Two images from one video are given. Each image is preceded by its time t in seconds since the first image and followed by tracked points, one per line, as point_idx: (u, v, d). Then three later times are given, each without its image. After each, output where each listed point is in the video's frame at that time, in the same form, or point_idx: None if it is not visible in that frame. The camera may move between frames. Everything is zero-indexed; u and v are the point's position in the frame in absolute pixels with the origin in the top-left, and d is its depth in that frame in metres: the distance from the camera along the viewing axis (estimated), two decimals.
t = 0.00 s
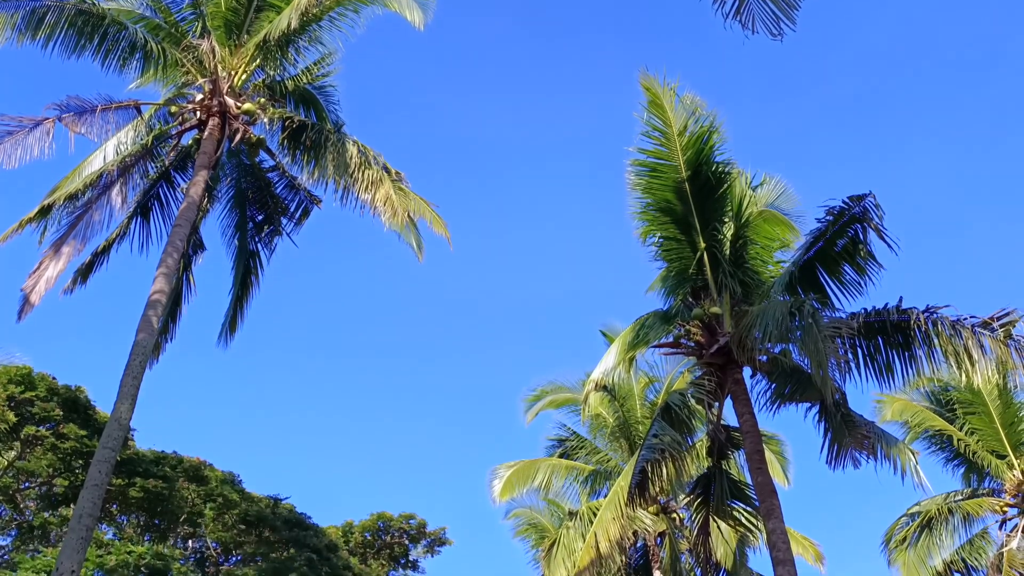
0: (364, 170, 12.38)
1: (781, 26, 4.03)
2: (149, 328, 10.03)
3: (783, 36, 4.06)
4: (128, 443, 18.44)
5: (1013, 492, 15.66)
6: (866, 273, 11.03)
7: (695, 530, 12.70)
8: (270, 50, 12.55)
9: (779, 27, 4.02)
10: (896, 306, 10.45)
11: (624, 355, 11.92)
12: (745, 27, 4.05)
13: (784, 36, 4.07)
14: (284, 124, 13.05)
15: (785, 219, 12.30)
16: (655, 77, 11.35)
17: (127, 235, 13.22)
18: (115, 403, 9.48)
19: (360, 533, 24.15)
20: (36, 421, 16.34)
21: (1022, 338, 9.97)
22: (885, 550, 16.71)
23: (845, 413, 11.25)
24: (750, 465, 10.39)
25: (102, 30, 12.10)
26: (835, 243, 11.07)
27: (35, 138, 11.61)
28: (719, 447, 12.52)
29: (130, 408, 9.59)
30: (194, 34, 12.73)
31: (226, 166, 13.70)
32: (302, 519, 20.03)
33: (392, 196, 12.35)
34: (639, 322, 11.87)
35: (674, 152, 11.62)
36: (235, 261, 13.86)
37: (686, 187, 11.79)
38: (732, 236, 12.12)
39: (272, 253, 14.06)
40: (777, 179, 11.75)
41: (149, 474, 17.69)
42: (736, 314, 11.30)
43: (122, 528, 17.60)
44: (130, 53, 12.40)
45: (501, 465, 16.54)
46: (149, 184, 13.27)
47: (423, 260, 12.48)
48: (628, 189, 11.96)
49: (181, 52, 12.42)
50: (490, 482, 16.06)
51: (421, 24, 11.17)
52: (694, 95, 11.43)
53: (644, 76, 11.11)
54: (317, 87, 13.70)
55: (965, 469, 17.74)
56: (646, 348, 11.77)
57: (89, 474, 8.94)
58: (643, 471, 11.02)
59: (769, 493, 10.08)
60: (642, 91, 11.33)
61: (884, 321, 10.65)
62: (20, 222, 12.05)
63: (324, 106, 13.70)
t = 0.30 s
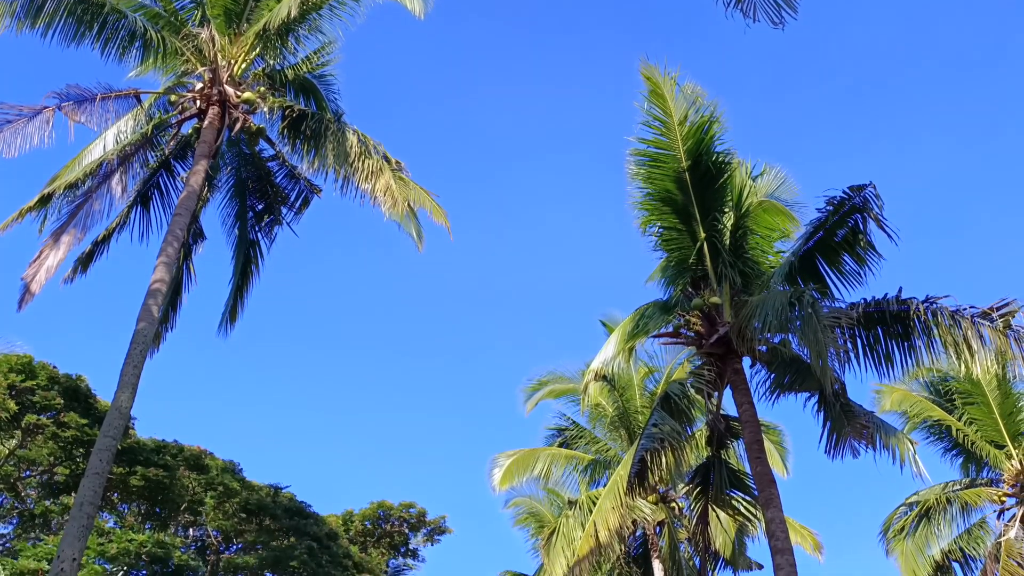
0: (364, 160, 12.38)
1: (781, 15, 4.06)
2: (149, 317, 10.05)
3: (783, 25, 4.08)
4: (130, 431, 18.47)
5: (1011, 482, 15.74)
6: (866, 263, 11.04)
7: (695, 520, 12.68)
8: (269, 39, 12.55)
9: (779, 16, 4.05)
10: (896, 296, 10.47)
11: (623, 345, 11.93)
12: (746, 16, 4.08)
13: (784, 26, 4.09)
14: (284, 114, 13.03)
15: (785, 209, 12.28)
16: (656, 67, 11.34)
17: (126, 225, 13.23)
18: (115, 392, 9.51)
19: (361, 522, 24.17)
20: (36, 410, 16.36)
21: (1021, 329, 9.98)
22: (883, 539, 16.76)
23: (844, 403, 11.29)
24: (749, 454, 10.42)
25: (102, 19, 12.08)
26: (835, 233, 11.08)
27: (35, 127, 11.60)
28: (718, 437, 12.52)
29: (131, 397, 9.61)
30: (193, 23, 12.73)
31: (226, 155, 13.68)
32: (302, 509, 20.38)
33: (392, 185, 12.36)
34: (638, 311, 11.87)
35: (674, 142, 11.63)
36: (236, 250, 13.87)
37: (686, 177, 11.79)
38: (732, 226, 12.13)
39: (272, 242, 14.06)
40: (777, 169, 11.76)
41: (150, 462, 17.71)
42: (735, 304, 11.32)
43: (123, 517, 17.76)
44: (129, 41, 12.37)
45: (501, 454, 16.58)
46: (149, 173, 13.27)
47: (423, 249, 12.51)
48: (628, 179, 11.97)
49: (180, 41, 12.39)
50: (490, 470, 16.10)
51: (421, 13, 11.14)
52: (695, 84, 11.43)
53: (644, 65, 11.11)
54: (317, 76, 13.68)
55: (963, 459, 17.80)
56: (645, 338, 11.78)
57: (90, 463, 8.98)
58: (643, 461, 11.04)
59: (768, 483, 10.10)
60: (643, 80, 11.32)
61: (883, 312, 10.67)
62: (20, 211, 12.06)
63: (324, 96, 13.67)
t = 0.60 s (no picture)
0: (364, 149, 12.36)
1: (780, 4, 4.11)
2: (149, 306, 10.05)
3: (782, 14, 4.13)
4: (130, 420, 18.49)
5: (1010, 472, 15.82)
6: (866, 253, 11.04)
7: (694, 509, 12.77)
8: (268, 27, 12.55)
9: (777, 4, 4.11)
10: (896, 286, 10.47)
11: (623, 335, 11.93)
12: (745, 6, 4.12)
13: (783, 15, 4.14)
14: (283, 102, 13.00)
15: (785, 198, 12.26)
16: (656, 55, 11.31)
17: (126, 214, 13.22)
18: (115, 380, 9.51)
19: (360, 511, 24.24)
20: (36, 399, 16.35)
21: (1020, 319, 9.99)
22: (881, 528, 16.82)
23: (844, 392, 11.32)
24: (748, 444, 10.43)
25: (101, 6, 12.02)
26: (835, 222, 11.07)
27: (34, 115, 11.57)
28: (717, 426, 12.55)
29: (131, 386, 9.63)
30: (193, 11, 12.71)
31: (225, 144, 13.64)
32: (302, 496, 20.41)
33: (392, 174, 12.35)
34: (638, 301, 11.86)
35: (674, 131, 11.62)
36: (236, 239, 13.87)
37: (686, 166, 11.78)
38: (732, 215, 12.11)
39: (271, 232, 14.06)
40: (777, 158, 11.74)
41: (150, 451, 17.73)
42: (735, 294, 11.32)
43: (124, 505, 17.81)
44: (128, 29, 12.32)
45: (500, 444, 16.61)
46: (148, 161, 13.24)
47: (422, 239, 12.51)
48: (628, 168, 11.95)
49: (179, 29, 12.35)
50: (489, 460, 16.14)
51: (420, 2, 11.07)
52: (695, 73, 11.40)
53: (644, 53, 11.08)
54: (317, 65, 13.65)
55: (962, 449, 17.82)
56: (645, 328, 11.78)
57: (91, 451, 9.00)
58: (642, 450, 11.05)
59: (767, 472, 10.12)
60: (643, 69, 11.30)
61: (882, 301, 10.67)
62: (19, 199, 12.05)
63: (324, 84, 13.62)
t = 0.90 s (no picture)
0: (364, 137, 12.34)
1: None
2: (149, 294, 10.06)
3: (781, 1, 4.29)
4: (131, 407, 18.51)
5: (1008, 461, 15.82)
6: (865, 242, 11.03)
7: (693, 497, 12.86)
8: (267, 14, 12.57)
9: None
10: (895, 275, 10.46)
11: (623, 323, 11.93)
12: None
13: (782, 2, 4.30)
14: (283, 90, 12.96)
15: (786, 187, 12.26)
16: (657, 43, 11.28)
17: (126, 201, 13.20)
18: (115, 367, 9.53)
19: (360, 498, 24.31)
20: (37, 386, 16.35)
21: (1020, 308, 10.00)
22: (879, 517, 16.90)
23: (842, 381, 11.34)
24: (747, 432, 10.44)
25: None
26: (835, 211, 11.06)
27: (33, 102, 11.54)
28: (716, 415, 12.53)
29: (131, 373, 9.65)
30: None
31: (224, 132, 13.62)
32: (302, 484, 20.42)
33: (392, 162, 12.33)
34: (638, 290, 11.85)
35: (675, 119, 11.60)
36: (235, 227, 13.82)
37: (687, 155, 11.76)
38: (732, 204, 12.10)
39: (271, 219, 14.03)
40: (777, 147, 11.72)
41: (150, 439, 17.75)
42: (734, 282, 11.31)
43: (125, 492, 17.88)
44: (127, 16, 12.29)
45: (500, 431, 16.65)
46: (146, 149, 13.22)
47: (421, 228, 12.51)
48: (628, 156, 11.93)
49: (178, 16, 12.28)
50: (488, 447, 16.19)
51: None
52: (696, 61, 11.37)
53: (645, 41, 11.04)
54: (316, 52, 13.60)
55: (961, 438, 17.86)
56: (644, 316, 11.76)
57: (91, 438, 9.03)
58: (641, 438, 11.06)
59: (765, 460, 10.13)
60: (644, 57, 11.26)
61: (882, 290, 10.67)
62: (18, 187, 12.02)
63: (323, 72, 13.57)
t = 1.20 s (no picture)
0: (363, 123, 12.32)
1: None
2: (149, 280, 10.06)
3: None
4: (131, 394, 18.51)
5: (1006, 448, 15.88)
6: (866, 229, 11.02)
7: (692, 484, 12.89)
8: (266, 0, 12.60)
9: None
10: (895, 262, 10.45)
11: (623, 310, 11.92)
12: None
13: None
14: (282, 76, 12.92)
15: (786, 174, 12.25)
16: (658, 29, 11.24)
17: (125, 187, 13.17)
18: (115, 354, 9.54)
19: (360, 485, 24.36)
20: (37, 372, 16.33)
21: (1020, 295, 10.00)
22: (878, 504, 16.95)
23: (842, 368, 11.35)
24: (747, 419, 10.45)
25: None
26: (835, 198, 11.04)
27: (31, 88, 11.51)
28: (716, 402, 12.50)
29: (131, 360, 9.66)
30: None
31: (223, 118, 13.57)
32: (302, 470, 20.42)
33: (392, 149, 12.31)
34: (638, 277, 11.81)
35: (676, 106, 11.57)
36: (235, 214, 13.78)
37: (687, 141, 11.74)
38: (732, 191, 12.07)
39: (270, 206, 14.00)
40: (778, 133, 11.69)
41: (150, 425, 17.76)
42: (735, 270, 11.29)
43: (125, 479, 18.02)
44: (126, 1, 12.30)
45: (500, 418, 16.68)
46: (146, 135, 13.18)
47: (420, 215, 12.48)
48: (629, 143, 11.91)
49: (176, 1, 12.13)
50: (488, 434, 16.22)
51: None
52: (697, 48, 11.33)
53: (646, 27, 11.00)
54: (315, 38, 13.53)
55: (959, 425, 17.89)
56: (644, 304, 11.73)
57: (92, 424, 9.05)
58: (641, 425, 11.07)
59: (764, 447, 10.15)
60: (645, 43, 11.22)
61: (882, 278, 10.66)
62: (17, 173, 11.99)
63: (322, 58, 13.50)
